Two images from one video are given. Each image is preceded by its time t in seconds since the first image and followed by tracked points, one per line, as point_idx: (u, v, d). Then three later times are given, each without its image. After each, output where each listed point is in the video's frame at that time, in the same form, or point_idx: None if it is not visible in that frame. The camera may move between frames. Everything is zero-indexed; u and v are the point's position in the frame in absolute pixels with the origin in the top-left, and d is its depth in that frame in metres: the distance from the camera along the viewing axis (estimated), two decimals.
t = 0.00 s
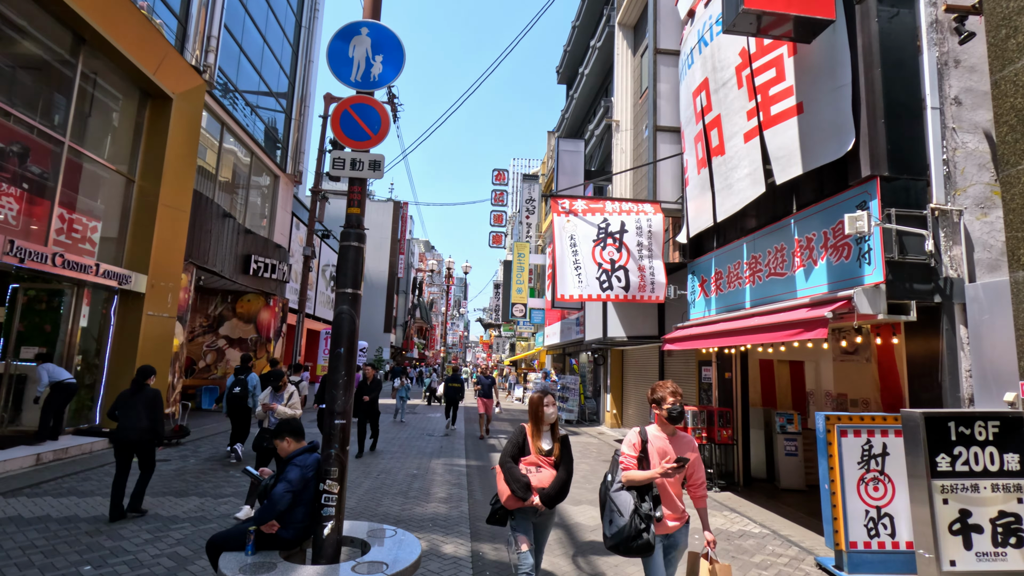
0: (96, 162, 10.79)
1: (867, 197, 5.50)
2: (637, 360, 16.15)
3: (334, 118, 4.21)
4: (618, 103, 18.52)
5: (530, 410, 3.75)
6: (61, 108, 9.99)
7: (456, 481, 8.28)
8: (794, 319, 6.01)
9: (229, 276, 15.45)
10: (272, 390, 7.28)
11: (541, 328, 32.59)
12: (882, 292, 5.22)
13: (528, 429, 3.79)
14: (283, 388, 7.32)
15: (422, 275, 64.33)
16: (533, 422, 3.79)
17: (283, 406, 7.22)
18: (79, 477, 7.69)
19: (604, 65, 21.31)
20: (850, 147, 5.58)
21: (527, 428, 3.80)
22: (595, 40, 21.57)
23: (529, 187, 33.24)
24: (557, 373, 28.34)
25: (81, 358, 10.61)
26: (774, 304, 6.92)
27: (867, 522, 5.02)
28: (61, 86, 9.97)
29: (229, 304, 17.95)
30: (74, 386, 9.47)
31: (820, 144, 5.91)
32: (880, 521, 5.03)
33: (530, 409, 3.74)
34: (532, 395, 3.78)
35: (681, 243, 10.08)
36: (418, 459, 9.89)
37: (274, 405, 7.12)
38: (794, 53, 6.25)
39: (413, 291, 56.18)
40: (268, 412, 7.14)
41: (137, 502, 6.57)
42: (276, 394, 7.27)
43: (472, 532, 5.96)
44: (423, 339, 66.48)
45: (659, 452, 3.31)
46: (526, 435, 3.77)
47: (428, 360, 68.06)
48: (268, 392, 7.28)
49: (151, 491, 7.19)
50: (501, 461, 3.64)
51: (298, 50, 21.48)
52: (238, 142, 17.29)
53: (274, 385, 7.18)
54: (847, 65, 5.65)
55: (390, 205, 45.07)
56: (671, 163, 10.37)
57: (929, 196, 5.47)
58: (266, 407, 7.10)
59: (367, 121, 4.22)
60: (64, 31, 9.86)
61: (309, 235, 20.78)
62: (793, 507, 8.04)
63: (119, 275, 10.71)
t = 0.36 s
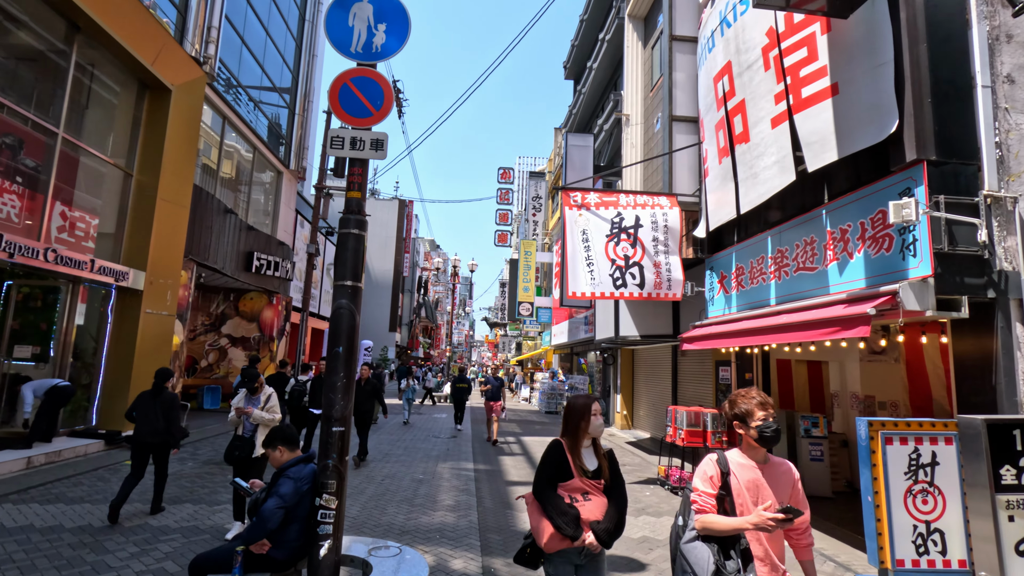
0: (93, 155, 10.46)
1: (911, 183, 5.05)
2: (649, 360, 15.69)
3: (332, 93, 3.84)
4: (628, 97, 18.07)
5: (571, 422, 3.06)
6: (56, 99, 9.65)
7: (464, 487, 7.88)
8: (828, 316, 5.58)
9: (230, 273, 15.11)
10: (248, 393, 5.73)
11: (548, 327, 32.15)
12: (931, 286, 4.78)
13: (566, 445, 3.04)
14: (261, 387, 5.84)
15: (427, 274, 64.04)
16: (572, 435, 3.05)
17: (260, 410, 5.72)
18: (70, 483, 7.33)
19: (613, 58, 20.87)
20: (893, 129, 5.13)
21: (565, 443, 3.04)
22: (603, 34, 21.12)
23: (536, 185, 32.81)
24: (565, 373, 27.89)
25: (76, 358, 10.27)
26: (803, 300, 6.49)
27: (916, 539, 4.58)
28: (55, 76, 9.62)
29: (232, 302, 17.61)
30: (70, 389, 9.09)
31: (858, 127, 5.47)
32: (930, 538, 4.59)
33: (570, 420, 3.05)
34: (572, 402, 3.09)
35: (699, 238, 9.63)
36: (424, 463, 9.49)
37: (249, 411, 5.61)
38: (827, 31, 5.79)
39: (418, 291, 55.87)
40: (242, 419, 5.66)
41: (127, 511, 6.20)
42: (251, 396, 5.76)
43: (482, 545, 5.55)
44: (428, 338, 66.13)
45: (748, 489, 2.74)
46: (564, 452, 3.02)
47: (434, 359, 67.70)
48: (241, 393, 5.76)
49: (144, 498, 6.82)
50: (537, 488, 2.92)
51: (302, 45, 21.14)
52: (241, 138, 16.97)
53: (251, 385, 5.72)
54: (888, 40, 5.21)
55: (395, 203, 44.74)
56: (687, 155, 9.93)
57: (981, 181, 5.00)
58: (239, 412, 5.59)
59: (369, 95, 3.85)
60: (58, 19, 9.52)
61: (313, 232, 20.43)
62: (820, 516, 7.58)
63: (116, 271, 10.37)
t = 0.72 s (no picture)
0: (76, 145, 10.02)
1: (944, 164, 4.67)
2: (653, 357, 15.30)
3: (314, 56, 3.50)
4: (630, 89, 17.68)
5: (639, 442, 2.37)
6: (36, 86, 9.22)
7: (462, 490, 7.51)
8: (852, 308, 5.20)
9: (222, 269, 14.70)
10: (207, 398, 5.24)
11: (547, 325, 31.75)
12: (968, 275, 4.41)
13: (629, 474, 2.32)
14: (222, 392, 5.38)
15: (426, 272, 63.60)
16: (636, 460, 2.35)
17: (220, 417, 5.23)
18: (44, 487, 6.91)
19: (614, 51, 20.47)
20: (925, 106, 4.75)
21: (627, 473, 2.31)
22: (604, 26, 20.73)
23: (535, 181, 32.40)
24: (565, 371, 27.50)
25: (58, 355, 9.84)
26: (822, 293, 6.11)
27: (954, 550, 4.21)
28: (35, 61, 9.19)
29: (224, 299, 17.16)
30: (49, 390, 8.41)
31: (886, 104, 5.07)
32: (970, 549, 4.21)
33: (634, 441, 2.37)
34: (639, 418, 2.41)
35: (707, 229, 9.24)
36: (421, 464, 9.09)
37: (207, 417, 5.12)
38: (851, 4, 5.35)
39: (417, 289, 55.44)
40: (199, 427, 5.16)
41: (101, 517, 5.78)
42: (210, 400, 5.27)
43: (481, 554, 5.16)
44: (427, 336, 65.73)
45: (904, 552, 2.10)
46: (625, 485, 2.28)
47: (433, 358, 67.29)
48: (198, 398, 5.27)
49: (122, 504, 6.41)
50: (585, 531, 2.18)
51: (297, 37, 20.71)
52: (235, 131, 16.57)
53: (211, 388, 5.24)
54: (919, 10, 4.83)
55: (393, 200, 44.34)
56: (695, 144, 9.55)
57: (1021, 161, 4.62)
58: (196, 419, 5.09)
59: (353, 59, 3.50)
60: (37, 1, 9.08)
61: (308, 228, 20.01)
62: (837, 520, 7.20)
63: (100, 265, 9.94)
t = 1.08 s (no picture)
0: (42, 130, 9.45)
1: (973, 142, 4.31)
2: (647, 353, 14.95)
3: (275, 7, 3.07)
4: (624, 80, 17.27)
5: (757, 501, 1.62)
6: None
7: (451, 494, 7.09)
8: (870, 300, 4.83)
9: (202, 263, 14.16)
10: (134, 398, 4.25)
11: (539, 320, 31.38)
12: (1000, 262, 4.06)
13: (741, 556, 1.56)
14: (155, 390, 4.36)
15: (416, 268, 63.00)
16: (748, 528, 1.62)
17: (148, 420, 4.18)
18: None
19: (607, 41, 20.06)
20: (952, 79, 4.38)
21: (737, 552, 1.56)
22: (597, 16, 20.30)
23: (527, 175, 31.96)
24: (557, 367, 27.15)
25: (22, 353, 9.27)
26: (833, 284, 5.75)
27: (985, 561, 3.88)
28: None
29: (206, 294, 16.57)
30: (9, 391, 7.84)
31: (907, 79, 4.70)
32: (1003, 560, 3.88)
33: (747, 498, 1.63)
34: (755, 465, 1.65)
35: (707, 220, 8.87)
36: (408, 466, 8.65)
37: (130, 422, 4.08)
38: None
39: (407, 285, 54.86)
40: (124, 434, 4.15)
41: (56, 529, 5.30)
42: (137, 401, 4.27)
43: (470, 567, 4.76)
44: (418, 332, 65.18)
45: None
46: (737, 570, 1.53)
47: (424, 354, 66.75)
48: (125, 400, 4.30)
49: (81, 513, 5.91)
50: None
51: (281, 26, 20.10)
52: (218, 122, 16.01)
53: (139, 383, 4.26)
54: None
55: (383, 195, 43.74)
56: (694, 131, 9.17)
57: None
58: (115, 425, 4.07)
59: (322, 12, 3.12)
60: None
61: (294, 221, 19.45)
62: (843, 522, 6.87)
63: (68, 257, 9.39)
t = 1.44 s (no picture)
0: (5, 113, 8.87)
1: (1004, 112, 3.98)
2: (642, 347, 14.61)
3: None
4: (616, 68, 16.89)
5: None
6: None
7: (439, 495, 6.70)
8: (889, 286, 4.50)
9: (181, 255, 13.61)
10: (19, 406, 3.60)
11: (531, 315, 30.99)
12: None
13: None
14: (49, 395, 3.73)
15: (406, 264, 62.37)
16: None
17: (36, 435, 3.50)
18: None
19: (599, 30, 19.65)
20: (982, 44, 4.02)
21: None
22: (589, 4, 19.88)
23: (517, 168, 31.53)
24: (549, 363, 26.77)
25: None
26: (845, 270, 5.42)
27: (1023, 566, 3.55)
28: None
29: (186, 289, 16.01)
30: None
31: (931, 45, 4.34)
32: None
33: None
34: None
35: (707, 207, 8.52)
36: (395, 466, 8.23)
37: (13, 439, 3.39)
38: None
39: (397, 281, 54.20)
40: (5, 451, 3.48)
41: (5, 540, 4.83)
42: (25, 409, 3.62)
43: None
44: (407, 329, 64.52)
45: None
46: None
47: (414, 351, 66.11)
48: (10, 408, 3.64)
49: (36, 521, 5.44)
50: None
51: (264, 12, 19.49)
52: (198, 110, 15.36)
53: (28, 389, 3.60)
54: None
55: (372, 190, 43.13)
56: (692, 115, 8.82)
57: None
58: None
59: None
60: None
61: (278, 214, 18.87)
62: (852, 520, 6.56)
63: (34, 248, 8.84)
